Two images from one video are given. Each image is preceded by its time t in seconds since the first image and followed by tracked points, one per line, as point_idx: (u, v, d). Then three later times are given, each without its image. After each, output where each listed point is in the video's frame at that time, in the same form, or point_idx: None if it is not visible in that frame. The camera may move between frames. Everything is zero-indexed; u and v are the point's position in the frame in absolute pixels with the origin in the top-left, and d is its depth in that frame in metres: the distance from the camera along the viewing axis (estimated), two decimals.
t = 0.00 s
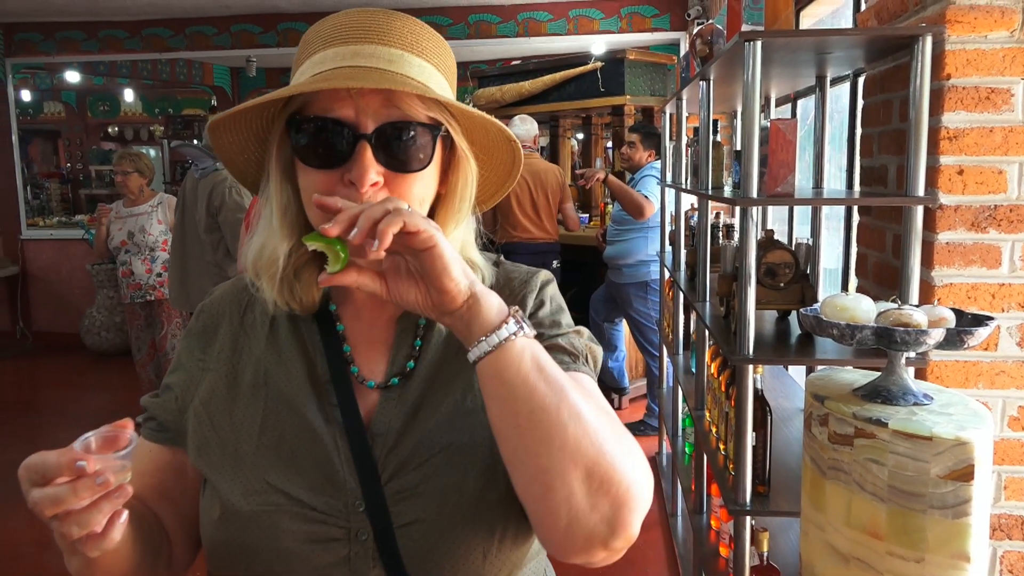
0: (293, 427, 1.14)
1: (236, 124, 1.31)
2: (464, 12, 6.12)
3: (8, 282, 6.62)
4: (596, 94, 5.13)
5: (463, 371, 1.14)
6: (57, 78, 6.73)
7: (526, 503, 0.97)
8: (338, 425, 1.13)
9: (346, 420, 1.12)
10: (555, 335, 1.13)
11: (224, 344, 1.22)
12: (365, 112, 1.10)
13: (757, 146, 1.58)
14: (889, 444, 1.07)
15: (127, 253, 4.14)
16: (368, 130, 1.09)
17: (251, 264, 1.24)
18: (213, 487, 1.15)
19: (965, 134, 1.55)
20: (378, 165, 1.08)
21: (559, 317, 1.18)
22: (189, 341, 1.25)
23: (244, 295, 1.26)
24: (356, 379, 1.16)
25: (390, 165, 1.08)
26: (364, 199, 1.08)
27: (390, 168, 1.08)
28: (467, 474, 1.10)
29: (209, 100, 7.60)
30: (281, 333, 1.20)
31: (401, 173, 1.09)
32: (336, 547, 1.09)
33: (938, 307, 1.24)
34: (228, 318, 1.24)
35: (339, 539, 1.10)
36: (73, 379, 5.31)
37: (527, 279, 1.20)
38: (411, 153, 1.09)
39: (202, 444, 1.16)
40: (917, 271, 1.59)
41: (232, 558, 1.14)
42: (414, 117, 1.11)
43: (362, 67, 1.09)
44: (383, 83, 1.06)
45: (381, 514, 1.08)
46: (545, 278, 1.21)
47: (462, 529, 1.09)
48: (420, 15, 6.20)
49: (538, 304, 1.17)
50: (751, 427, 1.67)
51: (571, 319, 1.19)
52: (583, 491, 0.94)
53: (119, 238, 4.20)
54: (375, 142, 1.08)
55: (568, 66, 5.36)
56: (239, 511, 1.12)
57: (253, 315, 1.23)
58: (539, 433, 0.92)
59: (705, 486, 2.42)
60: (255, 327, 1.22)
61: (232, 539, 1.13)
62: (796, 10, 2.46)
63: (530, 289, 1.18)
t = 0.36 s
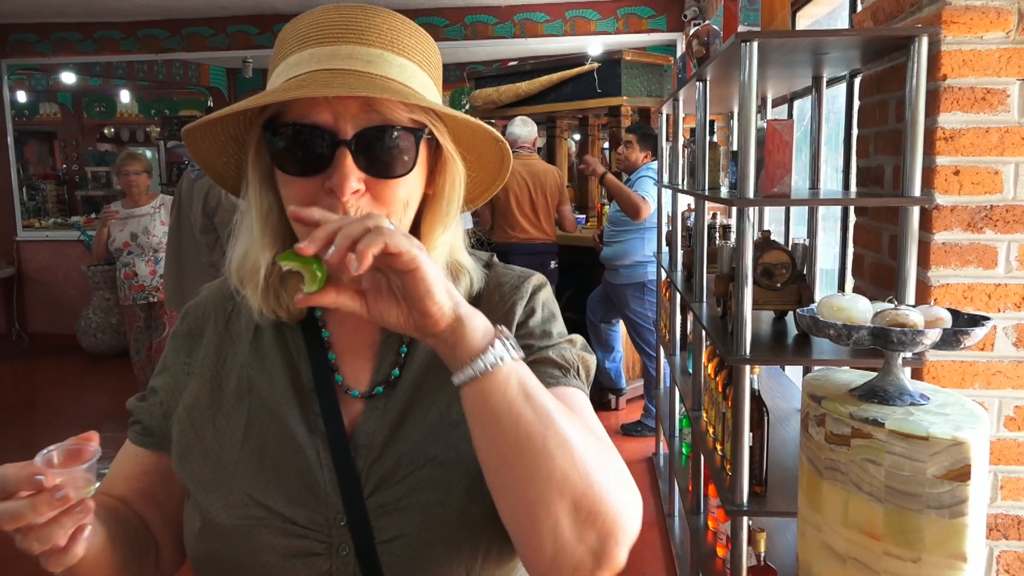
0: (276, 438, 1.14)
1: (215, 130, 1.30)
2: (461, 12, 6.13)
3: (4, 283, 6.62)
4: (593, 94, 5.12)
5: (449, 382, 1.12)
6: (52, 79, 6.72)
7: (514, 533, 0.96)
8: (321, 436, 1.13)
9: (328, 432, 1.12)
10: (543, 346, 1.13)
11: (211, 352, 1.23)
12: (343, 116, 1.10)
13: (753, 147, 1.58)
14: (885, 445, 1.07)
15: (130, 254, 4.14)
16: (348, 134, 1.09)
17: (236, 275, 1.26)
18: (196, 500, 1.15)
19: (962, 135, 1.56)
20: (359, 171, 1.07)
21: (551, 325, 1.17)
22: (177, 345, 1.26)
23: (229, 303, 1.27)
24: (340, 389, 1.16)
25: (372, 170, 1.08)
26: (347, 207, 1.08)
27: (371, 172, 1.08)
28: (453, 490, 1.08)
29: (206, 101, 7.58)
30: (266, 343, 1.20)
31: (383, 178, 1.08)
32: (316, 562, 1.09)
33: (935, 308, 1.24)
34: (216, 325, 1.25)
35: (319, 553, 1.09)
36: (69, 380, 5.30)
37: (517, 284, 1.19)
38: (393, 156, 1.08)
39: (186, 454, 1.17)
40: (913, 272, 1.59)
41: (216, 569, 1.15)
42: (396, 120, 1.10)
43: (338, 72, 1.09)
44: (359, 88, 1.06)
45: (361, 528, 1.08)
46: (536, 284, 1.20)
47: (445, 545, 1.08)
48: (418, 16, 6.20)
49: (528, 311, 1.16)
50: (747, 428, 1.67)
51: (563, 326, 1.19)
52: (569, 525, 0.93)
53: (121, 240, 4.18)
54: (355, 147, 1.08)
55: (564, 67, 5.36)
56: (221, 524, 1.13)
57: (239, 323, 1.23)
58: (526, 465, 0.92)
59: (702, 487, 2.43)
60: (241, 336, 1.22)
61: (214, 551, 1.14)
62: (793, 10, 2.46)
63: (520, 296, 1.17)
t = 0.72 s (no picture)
0: (267, 434, 1.14)
1: (206, 135, 1.32)
2: (458, 13, 6.14)
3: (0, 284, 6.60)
4: (590, 95, 5.11)
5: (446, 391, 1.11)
6: (49, 81, 6.72)
7: None
8: (311, 433, 1.13)
9: (318, 429, 1.12)
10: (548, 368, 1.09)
11: (207, 350, 1.23)
12: (321, 111, 1.10)
13: (749, 148, 1.58)
14: (881, 444, 1.07)
15: (140, 256, 4.15)
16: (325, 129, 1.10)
17: (235, 271, 1.25)
18: (186, 495, 1.16)
19: (957, 135, 1.56)
20: (339, 164, 1.08)
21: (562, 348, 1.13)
22: (174, 343, 1.27)
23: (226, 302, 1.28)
24: (333, 386, 1.16)
25: (351, 162, 1.08)
26: (333, 202, 1.08)
27: (352, 165, 1.08)
28: (442, 495, 1.07)
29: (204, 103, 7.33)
30: (261, 342, 1.20)
31: (365, 170, 1.08)
32: (301, 559, 1.09)
33: (931, 308, 1.24)
34: (213, 323, 1.25)
35: (305, 551, 1.09)
36: (65, 382, 5.29)
37: (521, 297, 1.15)
38: (372, 147, 1.08)
39: (178, 448, 1.17)
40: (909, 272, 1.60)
41: (202, 565, 1.15)
42: (374, 112, 1.10)
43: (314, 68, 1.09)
44: (332, 80, 1.06)
45: (348, 528, 1.08)
46: (542, 300, 1.15)
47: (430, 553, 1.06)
48: (415, 17, 6.20)
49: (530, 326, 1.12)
50: (744, 428, 1.68)
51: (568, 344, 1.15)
52: None
53: (130, 241, 4.16)
54: (334, 140, 1.08)
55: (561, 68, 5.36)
56: (207, 519, 1.13)
57: (234, 321, 1.24)
58: None
59: (699, 487, 2.43)
60: (236, 334, 1.22)
61: (201, 546, 1.14)
62: (789, 11, 2.47)
63: (525, 312, 1.13)
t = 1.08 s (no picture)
0: (263, 428, 1.14)
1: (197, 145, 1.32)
2: (452, 12, 6.13)
3: None
4: (585, 93, 5.11)
5: (444, 390, 1.11)
6: (42, 82, 6.70)
7: None
8: (306, 427, 1.12)
9: (313, 423, 1.12)
10: (547, 374, 1.08)
11: (205, 346, 1.23)
12: (298, 113, 1.11)
13: (743, 145, 1.58)
14: (876, 440, 1.08)
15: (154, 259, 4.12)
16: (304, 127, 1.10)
17: (234, 274, 1.26)
18: (181, 486, 1.16)
19: (950, 132, 1.56)
20: (322, 161, 1.08)
21: (564, 356, 1.13)
22: (173, 339, 1.27)
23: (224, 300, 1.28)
24: (330, 379, 1.16)
25: (334, 157, 1.08)
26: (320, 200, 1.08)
27: (335, 161, 1.08)
28: (435, 491, 1.07)
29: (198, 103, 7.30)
30: (259, 337, 1.21)
31: (347, 164, 1.08)
32: (294, 550, 1.09)
33: (925, 304, 1.24)
34: (212, 320, 1.26)
35: (297, 542, 1.09)
36: (59, 384, 5.27)
37: (519, 301, 1.14)
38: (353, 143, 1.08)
39: (175, 441, 1.17)
40: (903, 268, 1.60)
41: (195, 556, 1.15)
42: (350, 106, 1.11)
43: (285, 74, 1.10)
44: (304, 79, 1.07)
45: (340, 521, 1.08)
46: (540, 305, 1.15)
47: (424, 549, 1.06)
48: (410, 16, 6.19)
49: (529, 332, 1.11)
50: (740, 425, 1.68)
51: (569, 355, 1.14)
52: None
53: (142, 245, 4.12)
54: (315, 138, 1.09)
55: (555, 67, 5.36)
56: (201, 509, 1.12)
57: (233, 317, 1.24)
58: None
59: (696, 485, 2.43)
60: (233, 331, 1.22)
61: (194, 537, 1.14)
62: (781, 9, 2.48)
63: (524, 318, 1.12)
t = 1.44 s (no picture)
0: (266, 432, 1.14)
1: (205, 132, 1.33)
2: (453, 10, 6.12)
3: None
4: (586, 91, 5.09)
5: (449, 395, 1.10)
6: (43, 81, 6.70)
7: None
8: (309, 433, 1.12)
9: (316, 427, 1.12)
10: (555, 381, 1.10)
11: (206, 347, 1.22)
12: (260, 121, 1.09)
13: (745, 143, 1.58)
14: (880, 439, 1.07)
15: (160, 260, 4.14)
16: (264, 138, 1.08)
17: (237, 269, 1.23)
18: (183, 492, 1.16)
19: (953, 129, 1.56)
20: (276, 175, 1.04)
21: (571, 358, 1.13)
22: (174, 336, 1.27)
23: (224, 296, 1.27)
24: (332, 382, 1.15)
25: (286, 174, 1.04)
26: (272, 213, 1.05)
27: (290, 176, 1.04)
28: (438, 499, 1.07)
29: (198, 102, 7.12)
30: (260, 338, 1.20)
31: (302, 182, 1.04)
32: (298, 557, 1.09)
33: (928, 302, 1.23)
34: (212, 318, 1.25)
35: (301, 549, 1.09)
36: (60, 383, 5.27)
37: (525, 302, 1.14)
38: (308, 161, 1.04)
39: (176, 445, 1.17)
40: (906, 265, 1.60)
41: (198, 561, 1.15)
42: (316, 120, 1.06)
43: (257, 85, 1.08)
44: (266, 97, 1.05)
45: (345, 529, 1.08)
46: (547, 306, 1.15)
47: (426, 558, 1.06)
48: (410, 14, 6.19)
49: (536, 333, 1.12)
50: (742, 423, 1.67)
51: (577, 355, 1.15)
52: None
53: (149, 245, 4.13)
54: (272, 151, 1.05)
55: (556, 65, 5.35)
56: (204, 517, 1.12)
57: (235, 315, 1.23)
58: None
59: (698, 483, 2.43)
60: (235, 329, 1.22)
61: (196, 543, 1.13)
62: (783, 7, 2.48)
63: (531, 321, 1.12)
